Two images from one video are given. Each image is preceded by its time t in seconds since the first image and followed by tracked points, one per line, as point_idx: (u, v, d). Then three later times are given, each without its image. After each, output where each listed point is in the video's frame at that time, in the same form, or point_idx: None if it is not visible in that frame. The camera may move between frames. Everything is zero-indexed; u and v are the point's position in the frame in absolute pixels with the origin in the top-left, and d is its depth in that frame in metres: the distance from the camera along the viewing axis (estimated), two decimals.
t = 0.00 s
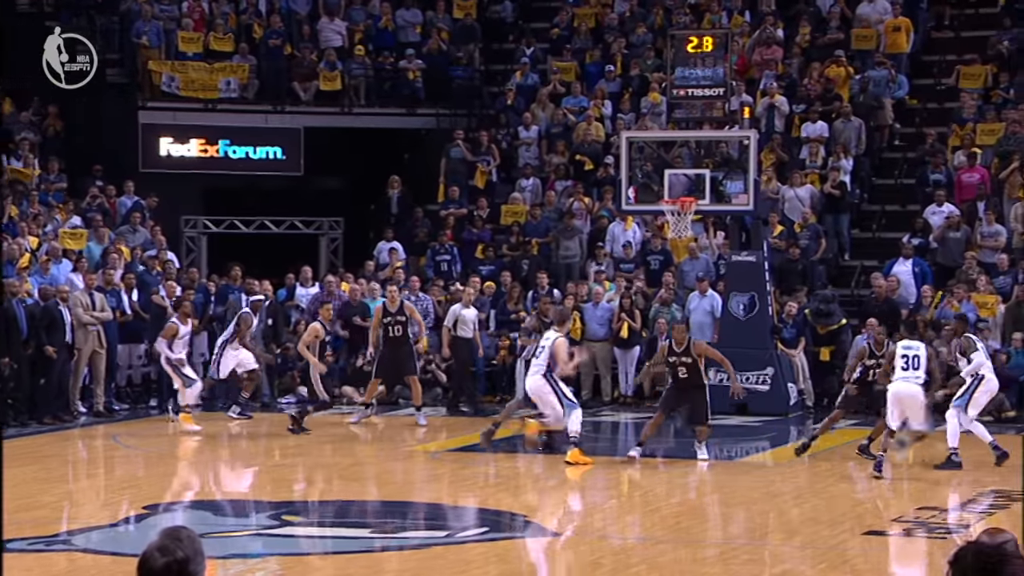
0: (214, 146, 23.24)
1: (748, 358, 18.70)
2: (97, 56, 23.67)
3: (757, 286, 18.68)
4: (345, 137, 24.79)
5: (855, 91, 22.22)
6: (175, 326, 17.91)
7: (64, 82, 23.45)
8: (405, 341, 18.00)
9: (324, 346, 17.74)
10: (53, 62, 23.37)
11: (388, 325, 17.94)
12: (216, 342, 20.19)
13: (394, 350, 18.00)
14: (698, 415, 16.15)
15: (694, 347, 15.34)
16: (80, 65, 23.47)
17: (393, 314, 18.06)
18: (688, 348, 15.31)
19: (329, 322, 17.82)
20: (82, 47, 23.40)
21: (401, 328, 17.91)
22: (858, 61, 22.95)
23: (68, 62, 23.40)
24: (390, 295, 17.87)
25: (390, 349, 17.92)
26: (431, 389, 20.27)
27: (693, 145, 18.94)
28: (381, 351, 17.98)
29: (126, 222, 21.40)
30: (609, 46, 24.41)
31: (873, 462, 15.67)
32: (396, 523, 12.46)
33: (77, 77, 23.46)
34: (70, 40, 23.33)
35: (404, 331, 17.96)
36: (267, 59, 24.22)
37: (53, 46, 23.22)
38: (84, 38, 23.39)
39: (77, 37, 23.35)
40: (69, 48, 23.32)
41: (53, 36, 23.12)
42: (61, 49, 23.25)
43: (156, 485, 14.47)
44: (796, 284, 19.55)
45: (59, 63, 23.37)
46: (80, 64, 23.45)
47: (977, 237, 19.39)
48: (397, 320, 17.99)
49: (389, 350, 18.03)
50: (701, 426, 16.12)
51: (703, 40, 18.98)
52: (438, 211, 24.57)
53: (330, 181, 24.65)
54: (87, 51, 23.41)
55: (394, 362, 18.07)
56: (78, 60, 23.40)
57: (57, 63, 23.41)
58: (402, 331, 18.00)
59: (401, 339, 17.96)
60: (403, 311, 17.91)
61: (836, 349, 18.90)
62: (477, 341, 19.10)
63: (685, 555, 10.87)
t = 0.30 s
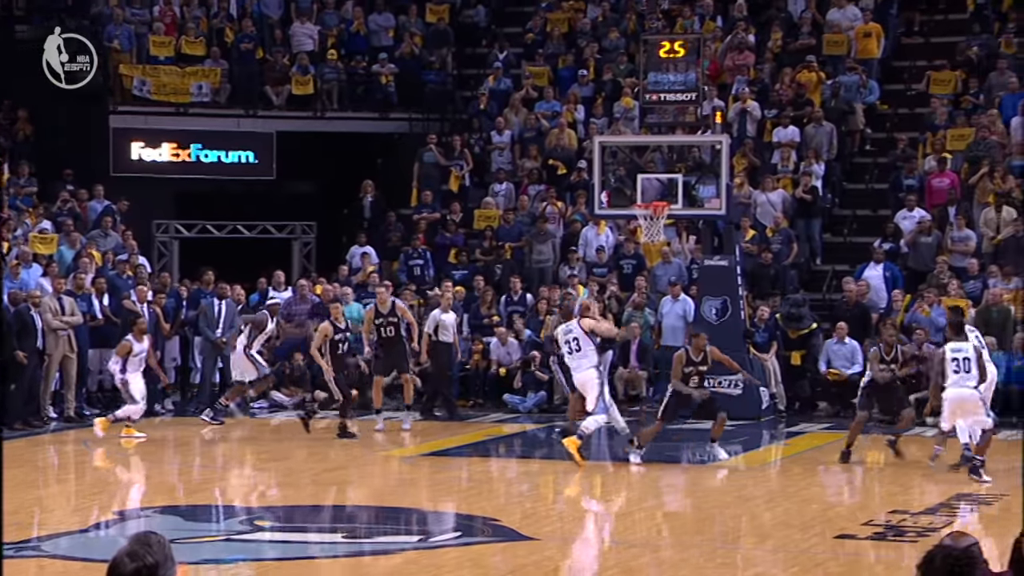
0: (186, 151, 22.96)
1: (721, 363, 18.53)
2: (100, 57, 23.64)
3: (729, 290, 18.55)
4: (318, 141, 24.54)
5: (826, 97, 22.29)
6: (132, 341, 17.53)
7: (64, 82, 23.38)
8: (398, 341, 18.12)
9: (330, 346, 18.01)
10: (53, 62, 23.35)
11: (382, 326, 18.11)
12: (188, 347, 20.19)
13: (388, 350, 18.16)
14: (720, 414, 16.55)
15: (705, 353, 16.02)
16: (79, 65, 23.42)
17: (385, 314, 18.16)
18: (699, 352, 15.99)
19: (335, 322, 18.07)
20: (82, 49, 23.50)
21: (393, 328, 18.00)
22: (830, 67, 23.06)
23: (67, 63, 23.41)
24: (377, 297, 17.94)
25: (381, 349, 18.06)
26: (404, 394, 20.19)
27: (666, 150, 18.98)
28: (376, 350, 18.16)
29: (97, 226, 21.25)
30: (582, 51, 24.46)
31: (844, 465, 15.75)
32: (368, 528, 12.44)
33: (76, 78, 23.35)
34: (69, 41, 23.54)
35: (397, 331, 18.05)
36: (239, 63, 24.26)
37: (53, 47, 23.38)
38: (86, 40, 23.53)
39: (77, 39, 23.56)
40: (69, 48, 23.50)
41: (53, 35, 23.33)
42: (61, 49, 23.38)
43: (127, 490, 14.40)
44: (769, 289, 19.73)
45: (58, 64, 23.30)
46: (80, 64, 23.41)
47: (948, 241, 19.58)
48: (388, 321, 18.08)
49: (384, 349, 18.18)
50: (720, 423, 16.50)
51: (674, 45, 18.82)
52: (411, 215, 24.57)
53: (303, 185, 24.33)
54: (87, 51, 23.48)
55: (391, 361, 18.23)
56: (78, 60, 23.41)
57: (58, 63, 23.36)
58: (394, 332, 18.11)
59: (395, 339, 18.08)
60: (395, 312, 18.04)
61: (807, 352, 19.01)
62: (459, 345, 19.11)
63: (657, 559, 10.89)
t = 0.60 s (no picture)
0: (164, 159, 23.57)
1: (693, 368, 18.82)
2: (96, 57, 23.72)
3: (699, 297, 18.86)
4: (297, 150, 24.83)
5: (795, 106, 22.66)
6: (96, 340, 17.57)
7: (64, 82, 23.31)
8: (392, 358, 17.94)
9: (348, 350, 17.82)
10: (53, 62, 23.22)
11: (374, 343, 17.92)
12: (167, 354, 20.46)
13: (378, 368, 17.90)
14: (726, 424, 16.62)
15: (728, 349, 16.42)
16: (79, 65, 23.45)
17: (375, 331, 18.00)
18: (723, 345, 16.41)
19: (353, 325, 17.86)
20: (81, 48, 23.45)
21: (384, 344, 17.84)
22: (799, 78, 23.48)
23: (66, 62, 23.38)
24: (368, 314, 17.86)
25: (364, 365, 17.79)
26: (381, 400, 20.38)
27: (638, 159, 19.26)
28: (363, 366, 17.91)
29: (76, 234, 21.44)
30: (555, 62, 24.79)
31: (811, 469, 16.09)
32: (345, 532, 12.67)
33: (76, 77, 23.41)
34: (68, 41, 23.37)
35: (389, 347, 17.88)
36: (216, 73, 24.45)
37: (52, 46, 23.21)
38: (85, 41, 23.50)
39: (77, 39, 23.44)
40: (69, 48, 23.36)
41: (53, 35, 23.11)
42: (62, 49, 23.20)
43: (106, 495, 14.58)
44: (740, 297, 19.98)
45: (59, 64, 23.26)
46: (80, 64, 23.45)
47: (914, 249, 19.88)
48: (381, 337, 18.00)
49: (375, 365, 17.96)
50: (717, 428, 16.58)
51: (646, 55, 19.20)
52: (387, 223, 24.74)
53: (280, 195, 24.62)
54: (87, 52, 23.46)
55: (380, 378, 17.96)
56: (79, 60, 23.42)
57: (57, 63, 23.30)
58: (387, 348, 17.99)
59: (388, 356, 17.95)
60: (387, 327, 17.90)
61: (775, 359, 19.40)
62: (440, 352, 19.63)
63: (629, 562, 11.17)
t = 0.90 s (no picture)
0: (148, 168, 23.97)
1: (668, 373, 19.25)
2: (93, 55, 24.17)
3: (676, 305, 19.10)
4: (278, 161, 25.38)
5: (768, 118, 23.14)
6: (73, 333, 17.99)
7: (65, 81, 23.72)
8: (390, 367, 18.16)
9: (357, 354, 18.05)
10: (54, 62, 23.44)
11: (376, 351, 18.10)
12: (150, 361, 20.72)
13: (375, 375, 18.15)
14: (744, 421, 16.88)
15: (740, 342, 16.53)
16: (79, 65, 23.90)
17: (375, 340, 18.16)
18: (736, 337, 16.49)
19: (362, 330, 18.08)
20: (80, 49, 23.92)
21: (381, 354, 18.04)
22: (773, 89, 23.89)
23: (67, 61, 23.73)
24: (373, 322, 18.10)
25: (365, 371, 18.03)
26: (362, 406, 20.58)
27: (616, 169, 19.61)
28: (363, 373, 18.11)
29: (59, 243, 21.67)
30: (533, 73, 25.17)
31: (784, 473, 16.44)
32: (329, 537, 12.95)
33: (77, 76, 23.87)
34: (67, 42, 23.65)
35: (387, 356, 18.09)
36: (200, 84, 24.75)
37: (53, 46, 23.42)
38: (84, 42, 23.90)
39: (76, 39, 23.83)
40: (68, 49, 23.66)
41: (54, 36, 23.33)
42: (62, 49, 23.45)
43: (91, 501, 14.80)
44: (715, 304, 20.44)
45: (60, 64, 23.48)
46: (80, 63, 23.88)
47: (886, 258, 20.30)
48: (378, 347, 18.08)
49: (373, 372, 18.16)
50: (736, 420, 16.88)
51: (623, 67, 19.56)
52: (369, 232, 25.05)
53: (263, 205, 25.30)
54: (88, 51, 23.96)
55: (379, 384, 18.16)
56: (78, 60, 23.83)
57: (58, 63, 23.56)
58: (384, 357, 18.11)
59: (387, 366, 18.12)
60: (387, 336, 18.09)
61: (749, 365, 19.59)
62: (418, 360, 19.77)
63: (605, 566, 11.49)
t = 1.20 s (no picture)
0: (134, 173, 24.02)
1: (655, 378, 19.25)
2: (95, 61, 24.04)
3: (663, 309, 19.14)
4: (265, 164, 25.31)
5: (755, 122, 23.26)
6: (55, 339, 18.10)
7: (65, 81, 23.43)
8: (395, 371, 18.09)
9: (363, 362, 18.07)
10: (53, 60, 23.03)
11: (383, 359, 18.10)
12: (137, 365, 20.67)
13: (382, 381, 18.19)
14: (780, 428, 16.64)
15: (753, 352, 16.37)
16: (79, 66, 23.70)
17: (381, 348, 18.11)
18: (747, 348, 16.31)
19: (369, 338, 18.04)
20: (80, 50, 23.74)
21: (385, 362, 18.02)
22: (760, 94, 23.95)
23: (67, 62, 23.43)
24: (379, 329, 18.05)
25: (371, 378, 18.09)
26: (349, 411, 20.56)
27: (603, 174, 19.68)
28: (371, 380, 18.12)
29: (45, 248, 21.61)
30: (521, 78, 25.20)
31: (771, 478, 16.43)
32: (317, 542, 12.92)
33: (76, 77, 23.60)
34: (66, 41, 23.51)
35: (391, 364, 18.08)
36: (187, 89, 24.77)
37: (53, 46, 23.06)
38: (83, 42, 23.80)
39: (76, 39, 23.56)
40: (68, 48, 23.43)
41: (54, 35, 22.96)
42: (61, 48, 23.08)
43: (77, 507, 14.74)
44: (703, 309, 20.43)
45: (59, 62, 23.14)
46: (80, 63, 23.74)
47: (873, 262, 20.34)
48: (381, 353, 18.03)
49: (379, 379, 18.20)
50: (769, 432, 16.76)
51: (611, 72, 19.51)
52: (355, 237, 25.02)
53: (250, 210, 25.12)
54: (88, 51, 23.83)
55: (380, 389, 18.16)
56: (78, 60, 23.65)
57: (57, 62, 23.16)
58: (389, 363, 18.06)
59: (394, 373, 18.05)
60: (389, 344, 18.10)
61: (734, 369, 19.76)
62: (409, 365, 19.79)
63: (592, 571, 11.48)
